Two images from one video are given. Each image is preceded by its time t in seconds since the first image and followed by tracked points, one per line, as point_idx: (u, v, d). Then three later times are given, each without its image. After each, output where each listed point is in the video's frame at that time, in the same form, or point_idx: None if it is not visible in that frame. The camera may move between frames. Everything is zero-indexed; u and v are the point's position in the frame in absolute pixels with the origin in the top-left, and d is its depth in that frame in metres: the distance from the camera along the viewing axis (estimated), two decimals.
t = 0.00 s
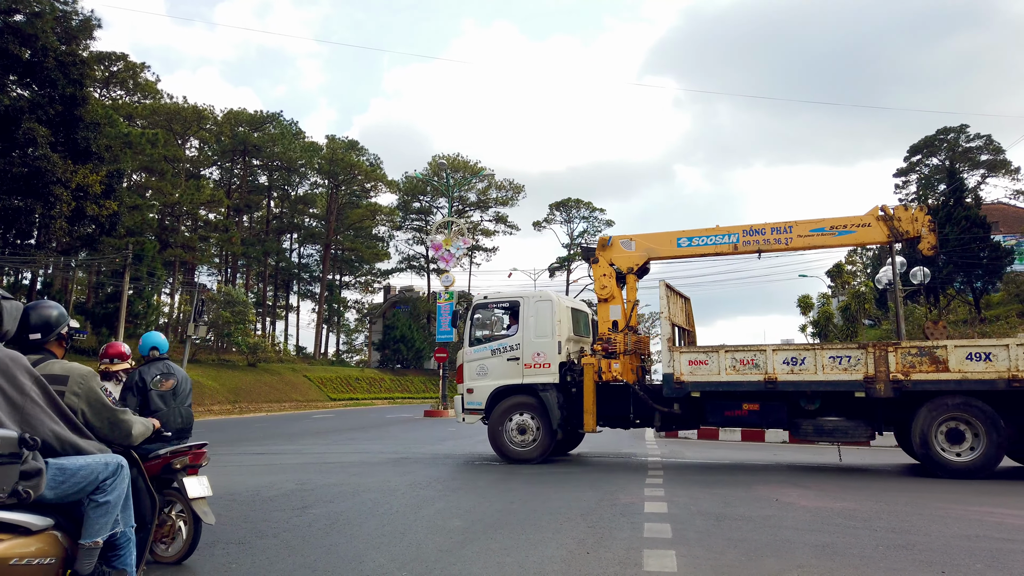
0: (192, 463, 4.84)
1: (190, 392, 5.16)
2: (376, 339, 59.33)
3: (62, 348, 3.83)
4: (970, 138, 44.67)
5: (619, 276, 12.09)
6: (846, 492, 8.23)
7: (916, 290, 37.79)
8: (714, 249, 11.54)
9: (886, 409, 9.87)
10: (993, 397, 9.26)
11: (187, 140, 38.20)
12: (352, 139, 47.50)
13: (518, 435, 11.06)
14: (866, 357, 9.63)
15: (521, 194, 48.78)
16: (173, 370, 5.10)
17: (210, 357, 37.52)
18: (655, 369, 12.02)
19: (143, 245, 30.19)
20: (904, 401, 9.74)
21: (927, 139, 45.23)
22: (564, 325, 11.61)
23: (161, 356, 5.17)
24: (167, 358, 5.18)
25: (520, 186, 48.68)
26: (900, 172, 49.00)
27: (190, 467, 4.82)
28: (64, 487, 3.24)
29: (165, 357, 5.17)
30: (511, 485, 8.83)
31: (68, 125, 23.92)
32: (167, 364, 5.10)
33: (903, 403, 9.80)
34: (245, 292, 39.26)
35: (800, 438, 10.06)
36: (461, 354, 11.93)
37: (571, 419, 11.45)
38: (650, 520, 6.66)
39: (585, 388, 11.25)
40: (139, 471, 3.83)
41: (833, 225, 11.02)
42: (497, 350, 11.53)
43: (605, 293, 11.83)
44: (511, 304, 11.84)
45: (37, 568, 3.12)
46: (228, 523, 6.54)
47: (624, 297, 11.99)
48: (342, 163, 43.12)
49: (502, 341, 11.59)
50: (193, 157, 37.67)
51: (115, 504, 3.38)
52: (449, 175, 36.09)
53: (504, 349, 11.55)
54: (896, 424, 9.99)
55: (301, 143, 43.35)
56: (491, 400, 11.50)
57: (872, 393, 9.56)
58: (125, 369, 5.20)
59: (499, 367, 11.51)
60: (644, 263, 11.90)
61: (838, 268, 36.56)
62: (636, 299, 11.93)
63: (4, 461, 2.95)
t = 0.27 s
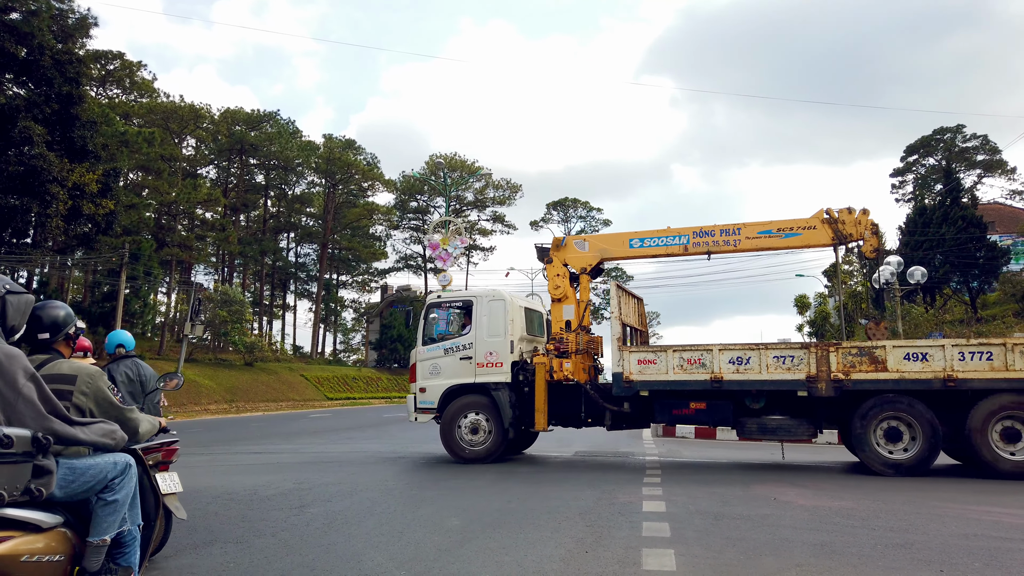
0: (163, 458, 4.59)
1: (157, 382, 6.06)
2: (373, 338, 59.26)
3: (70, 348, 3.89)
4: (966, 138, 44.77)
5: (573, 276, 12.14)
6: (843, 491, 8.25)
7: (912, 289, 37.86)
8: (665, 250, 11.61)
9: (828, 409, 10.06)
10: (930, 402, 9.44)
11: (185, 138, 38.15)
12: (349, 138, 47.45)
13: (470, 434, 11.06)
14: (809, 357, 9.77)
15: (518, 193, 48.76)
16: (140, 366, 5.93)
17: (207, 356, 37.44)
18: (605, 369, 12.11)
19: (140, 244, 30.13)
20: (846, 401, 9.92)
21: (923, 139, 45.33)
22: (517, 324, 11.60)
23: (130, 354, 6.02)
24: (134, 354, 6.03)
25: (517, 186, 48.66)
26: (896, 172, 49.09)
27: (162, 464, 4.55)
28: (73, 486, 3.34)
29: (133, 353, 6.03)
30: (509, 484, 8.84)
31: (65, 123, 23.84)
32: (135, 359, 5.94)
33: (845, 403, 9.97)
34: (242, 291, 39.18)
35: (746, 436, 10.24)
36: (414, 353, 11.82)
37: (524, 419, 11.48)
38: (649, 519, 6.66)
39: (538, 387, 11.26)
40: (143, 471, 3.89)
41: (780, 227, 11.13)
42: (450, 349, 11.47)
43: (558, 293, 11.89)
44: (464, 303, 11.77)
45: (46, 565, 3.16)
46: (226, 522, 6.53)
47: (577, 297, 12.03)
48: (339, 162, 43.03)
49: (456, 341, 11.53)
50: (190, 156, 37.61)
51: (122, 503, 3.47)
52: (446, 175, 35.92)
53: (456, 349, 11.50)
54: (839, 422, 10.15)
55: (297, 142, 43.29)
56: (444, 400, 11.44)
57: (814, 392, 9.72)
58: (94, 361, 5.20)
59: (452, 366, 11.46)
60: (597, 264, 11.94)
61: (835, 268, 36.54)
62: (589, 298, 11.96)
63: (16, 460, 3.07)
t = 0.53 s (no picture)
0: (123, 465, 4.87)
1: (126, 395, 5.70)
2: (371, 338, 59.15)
3: (77, 348, 3.86)
4: (963, 138, 44.83)
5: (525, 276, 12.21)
6: (840, 491, 8.25)
7: (910, 289, 37.92)
8: (616, 252, 11.68)
9: (770, 408, 10.21)
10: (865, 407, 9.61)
11: (182, 137, 38.10)
12: (347, 138, 47.38)
13: (422, 434, 11.05)
14: (753, 357, 9.87)
15: (516, 193, 48.70)
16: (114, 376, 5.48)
17: (205, 356, 37.37)
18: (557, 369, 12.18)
19: (137, 243, 30.11)
20: (787, 399, 10.06)
21: (920, 139, 45.38)
22: (470, 324, 11.60)
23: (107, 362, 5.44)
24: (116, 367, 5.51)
25: (515, 185, 48.60)
26: (894, 171, 49.14)
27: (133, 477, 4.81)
28: (85, 485, 3.33)
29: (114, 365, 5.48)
30: (507, 483, 8.84)
31: (61, 122, 23.79)
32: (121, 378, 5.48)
33: (786, 402, 10.12)
34: (239, 290, 39.09)
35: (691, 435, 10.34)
36: (365, 353, 11.74)
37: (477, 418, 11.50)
38: (647, 519, 6.65)
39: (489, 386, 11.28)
40: (151, 472, 3.86)
41: (727, 230, 11.29)
42: (402, 349, 11.43)
43: (511, 293, 11.91)
44: (417, 303, 11.72)
45: (56, 562, 3.15)
46: (222, 522, 6.51)
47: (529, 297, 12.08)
48: (337, 161, 42.86)
49: (407, 341, 11.48)
50: (187, 155, 37.61)
51: (131, 501, 3.47)
52: (444, 175, 35.68)
53: (408, 349, 11.45)
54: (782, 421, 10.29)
55: (295, 141, 43.22)
56: (395, 400, 11.39)
57: (758, 391, 9.81)
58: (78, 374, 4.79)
59: (403, 366, 11.41)
60: (549, 264, 12.00)
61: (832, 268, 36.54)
62: (541, 299, 12.06)
63: (30, 459, 3.06)
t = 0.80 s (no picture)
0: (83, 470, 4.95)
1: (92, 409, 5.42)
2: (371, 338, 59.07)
3: (88, 345, 3.88)
4: (963, 138, 44.82)
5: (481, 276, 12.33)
6: (841, 490, 8.26)
7: (909, 288, 37.94)
8: (571, 252, 11.83)
9: (719, 407, 10.30)
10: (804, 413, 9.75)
11: (181, 137, 38.06)
12: (346, 137, 47.34)
13: (374, 434, 10.97)
14: (702, 357, 9.98)
15: (516, 193, 48.64)
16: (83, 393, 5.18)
17: (204, 356, 37.33)
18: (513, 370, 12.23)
19: (137, 243, 30.14)
20: (734, 399, 10.20)
21: (920, 139, 45.37)
22: (424, 323, 11.53)
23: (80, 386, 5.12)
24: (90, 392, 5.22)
25: (515, 185, 48.53)
26: (894, 171, 49.11)
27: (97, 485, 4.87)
28: (94, 480, 3.33)
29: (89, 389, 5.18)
30: (508, 482, 8.84)
31: (61, 121, 23.77)
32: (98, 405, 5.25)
33: (733, 401, 10.25)
34: (239, 290, 39.03)
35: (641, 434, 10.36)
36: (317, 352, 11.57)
37: (430, 418, 11.47)
38: (648, 518, 6.66)
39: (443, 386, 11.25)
40: (157, 468, 3.85)
41: (680, 230, 11.45)
42: (355, 349, 11.27)
43: (466, 293, 12.06)
44: (371, 302, 11.58)
45: (66, 556, 3.15)
46: (224, 522, 6.50)
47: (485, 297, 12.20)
48: (337, 161, 42.31)
49: (360, 340, 11.34)
50: (187, 155, 37.69)
51: (138, 497, 3.47)
52: (444, 174, 35.44)
53: (361, 348, 11.30)
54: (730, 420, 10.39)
55: (294, 140, 43.19)
56: (347, 400, 11.24)
57: (706, 391, 9.89)
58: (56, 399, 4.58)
59: (356, 366, 11.25)
60: (504, 264, 12.14)
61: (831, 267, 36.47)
62: (497, 298, 12.16)
63: (41, 456, 3.08)
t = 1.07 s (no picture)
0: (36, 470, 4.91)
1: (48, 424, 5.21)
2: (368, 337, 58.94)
3: (88, 347, 3.84)
4: (960, 137, 44.91)
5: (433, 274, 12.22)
6: (837, 489, 8.28)
7: (905, 288, 38.03)
8: (523, 251, 11.80)
9: (663, 406, 10.41)
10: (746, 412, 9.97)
11: (177, 135, 38.02)
12: (343, 137, 47.26)
13: (322, 433, 10.94)
14: (649, 356, 10.02)
15: (513, 192, 48.59)
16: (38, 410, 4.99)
17: (200, 355, 37.21)
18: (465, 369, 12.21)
19: (133, 242, 30.13)
20: (679, 397, 10.29)
21: (916, 138, 45.43)
22: (374, 322, 11.50)
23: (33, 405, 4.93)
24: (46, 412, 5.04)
25: (512, 184, 48.46)
26: (890, 170, 49.19)
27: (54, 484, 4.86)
28: (94, 478, 3.31)
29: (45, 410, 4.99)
30: (505, 482, 8.84)
31: (57, 120, 23.68)
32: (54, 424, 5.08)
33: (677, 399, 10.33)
34: (236, 290, 38.92)
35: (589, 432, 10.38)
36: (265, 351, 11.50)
37: (380, 417, 11.49)
38: (645, 517, 6.66)
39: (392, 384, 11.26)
40: (157, 468, 3.83)
41: (631, 231, 11.49)
42: (303, 347, 11.23)
43: (416, 291, 11.90)
44: (320, 300, 11.52)
45: (66, 554, 3.13)
46: (221, 521, 6.48)
47: (438, 296, 12.10)
48: (333, 159, 42.39)
49: (308, 338, 11.30)
50: (183, 154, 37.72)
51: (138, 495, 3.45)
52: (439, 171, 34.18)
53: (309, 346, 11.26)
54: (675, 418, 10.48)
55: (291, 139, 43.12)
56: (296, 399, 11.20)
57: (652, 390, 9.94)
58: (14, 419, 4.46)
59: (304, 364, 11.22)
60: (456, 263, 12.07)
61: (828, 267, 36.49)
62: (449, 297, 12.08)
63: (42, 453, 3.08)
